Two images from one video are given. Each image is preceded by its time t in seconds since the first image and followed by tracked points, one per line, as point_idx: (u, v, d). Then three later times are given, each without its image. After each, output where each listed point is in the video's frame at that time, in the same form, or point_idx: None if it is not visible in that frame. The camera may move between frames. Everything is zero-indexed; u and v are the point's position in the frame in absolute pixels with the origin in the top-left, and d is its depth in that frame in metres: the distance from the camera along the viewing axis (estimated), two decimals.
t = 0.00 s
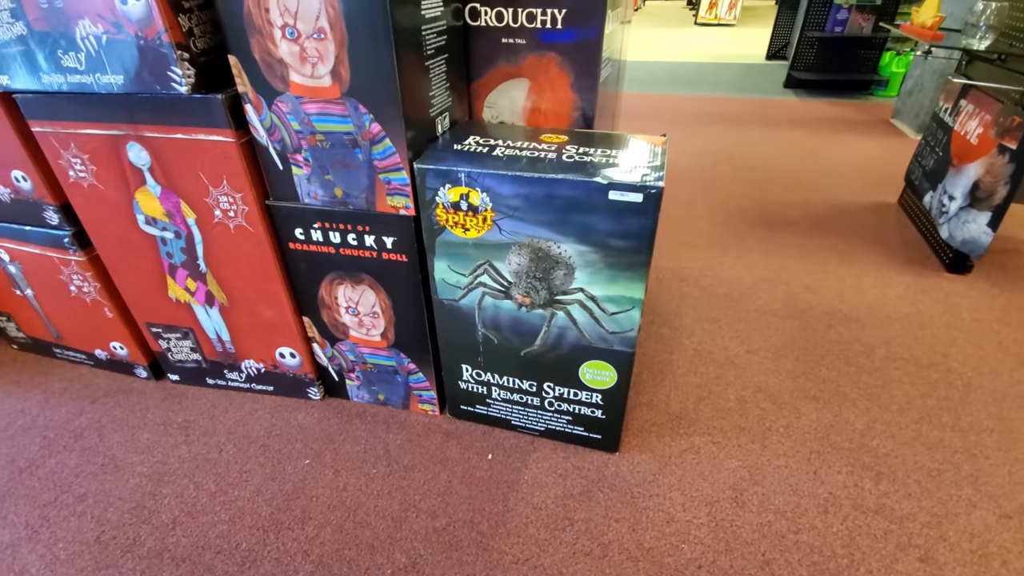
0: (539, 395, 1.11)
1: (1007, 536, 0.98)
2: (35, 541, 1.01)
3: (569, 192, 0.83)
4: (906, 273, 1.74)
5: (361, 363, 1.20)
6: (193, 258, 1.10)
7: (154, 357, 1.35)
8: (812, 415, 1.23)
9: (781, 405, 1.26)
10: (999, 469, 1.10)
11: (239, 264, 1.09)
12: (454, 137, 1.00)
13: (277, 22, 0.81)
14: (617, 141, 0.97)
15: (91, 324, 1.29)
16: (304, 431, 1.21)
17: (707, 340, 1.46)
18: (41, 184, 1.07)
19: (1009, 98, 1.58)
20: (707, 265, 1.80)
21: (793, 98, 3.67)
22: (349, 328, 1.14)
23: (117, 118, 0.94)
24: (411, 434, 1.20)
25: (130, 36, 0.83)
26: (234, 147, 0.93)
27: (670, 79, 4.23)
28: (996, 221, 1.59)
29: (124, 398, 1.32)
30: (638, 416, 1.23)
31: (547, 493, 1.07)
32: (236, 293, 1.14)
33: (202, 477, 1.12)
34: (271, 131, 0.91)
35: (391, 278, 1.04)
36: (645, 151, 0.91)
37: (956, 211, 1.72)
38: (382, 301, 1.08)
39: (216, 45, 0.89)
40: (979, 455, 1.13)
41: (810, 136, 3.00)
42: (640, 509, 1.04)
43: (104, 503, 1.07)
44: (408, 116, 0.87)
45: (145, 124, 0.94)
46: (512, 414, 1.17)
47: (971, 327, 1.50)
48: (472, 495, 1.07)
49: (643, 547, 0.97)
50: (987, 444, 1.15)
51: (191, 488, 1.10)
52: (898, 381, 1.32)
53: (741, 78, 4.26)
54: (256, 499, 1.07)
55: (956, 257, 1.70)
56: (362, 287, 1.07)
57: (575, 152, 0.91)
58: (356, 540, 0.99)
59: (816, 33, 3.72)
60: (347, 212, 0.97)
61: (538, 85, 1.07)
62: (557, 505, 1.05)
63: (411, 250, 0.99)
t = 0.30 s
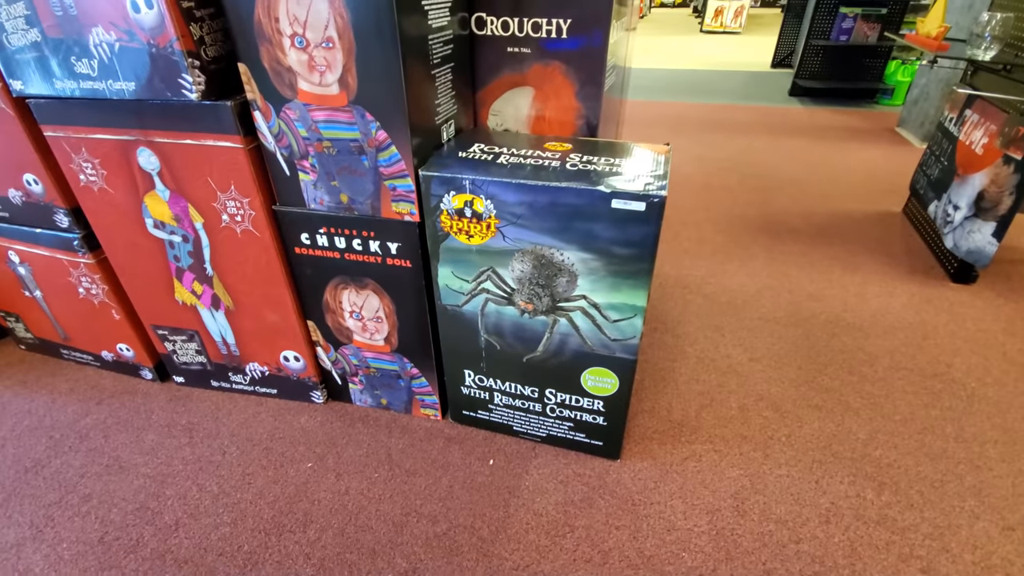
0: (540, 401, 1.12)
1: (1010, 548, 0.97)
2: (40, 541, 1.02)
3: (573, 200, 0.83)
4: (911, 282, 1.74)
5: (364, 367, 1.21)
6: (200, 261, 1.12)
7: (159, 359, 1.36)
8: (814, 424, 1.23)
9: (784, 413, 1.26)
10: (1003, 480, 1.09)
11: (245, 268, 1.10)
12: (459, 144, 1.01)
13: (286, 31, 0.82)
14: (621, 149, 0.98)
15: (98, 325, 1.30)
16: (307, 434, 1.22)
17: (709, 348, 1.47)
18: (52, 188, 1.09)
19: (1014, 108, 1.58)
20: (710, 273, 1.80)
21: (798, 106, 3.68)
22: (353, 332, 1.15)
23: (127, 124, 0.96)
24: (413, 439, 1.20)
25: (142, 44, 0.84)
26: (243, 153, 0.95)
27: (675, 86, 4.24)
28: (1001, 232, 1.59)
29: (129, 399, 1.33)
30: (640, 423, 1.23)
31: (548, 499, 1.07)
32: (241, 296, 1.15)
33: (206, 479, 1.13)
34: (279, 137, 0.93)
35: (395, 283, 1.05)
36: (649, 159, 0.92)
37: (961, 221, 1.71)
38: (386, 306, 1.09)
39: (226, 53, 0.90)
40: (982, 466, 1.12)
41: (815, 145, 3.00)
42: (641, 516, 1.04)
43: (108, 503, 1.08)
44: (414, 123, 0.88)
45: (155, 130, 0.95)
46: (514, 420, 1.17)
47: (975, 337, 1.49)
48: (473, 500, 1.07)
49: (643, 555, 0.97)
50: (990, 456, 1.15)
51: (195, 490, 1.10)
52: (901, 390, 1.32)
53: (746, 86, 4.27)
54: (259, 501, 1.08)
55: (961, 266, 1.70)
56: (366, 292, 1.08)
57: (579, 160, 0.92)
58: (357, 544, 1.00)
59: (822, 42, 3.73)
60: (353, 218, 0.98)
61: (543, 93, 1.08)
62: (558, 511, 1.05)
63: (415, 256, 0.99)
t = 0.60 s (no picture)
0: (542, 410, 1.11)
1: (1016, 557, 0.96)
2: (44, 551, 1.02)
3: (572, 210, 0.83)
4: (913, 287, 1.73)
5: (366, 376, 1.21)
6: (202, 272, 1.12)
7: (162, 368, 1.37)
8: (817, 431, 1.22)
9: (787, 421, 1.25)
10: (1008, 488, 1.09)
11: (247, 278, 1.11)
12: (459, 154, 1.02)
13: (287, 44, 0.83)
14: (620, 158, 0.98)
15: (102, 335, 1.31)
16: (309, 443, 1.22)
17: (711, 354, 1.46)
18: (56, 199, 1.10)
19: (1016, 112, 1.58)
20: (712, 279, 1.79)
21: (798, 110, 3.68)
22: (354, 342, 1.16)
23: (130, 136, 0.97)
24: (415, 447, 1.20)
25: (144, 58, 0.85)
26: (244, 164, 0.95)
27: (675, 91, 4.25)
28: (1004, 236, 1.58)
29: (132, 408, 1.33)
30: (642, 431, 1.23)
31: (550, 508, 1.07)
32: (243, 306, 1.16)
33: (208, 489, 1.13)
34: (280, 148, 0.93)
35: (396, 293, 1.05)
36: (649, 168, 0.92)
37: (964, 225, 1.71)
38: (387, 315, 1.09)
39: (227, 65, 0.91)
40: (987, 474, 1.12)
41: (816, 149, 2.99)
42: (643, 525, 1.03)
43: (111, 514, 1.08)
44: (414, 134, 0.88)
45: (157, 142, 0.96)
46: (515, 429, 1.17)
47: (979, 342, 1.49)
48: (474, 510, 1.07)
49: (645, 565, 0.97)
50: (995, 463, 1.14)
51: (197, 500, 1.11)
52: (904, 397, 1.31)
53: (747, 90, 4.27)
54: (261, 511, 1.08)
55: (964, 271, 1.69)
56: (367, 301, 1.08)
57: (579, 169, 0.92)
58: (359, 554, 1.00)
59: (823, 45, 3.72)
60: (353, 228, 0.99)
61: (542, 102, 1.09)
62: (560, 521, 1.04)
63: (416, 266, 1.00)
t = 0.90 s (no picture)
0: (544, 416, 1.10)
1: None
2: (42, 560, 1.01)
3: (574, 216, 0.83)
4: (918, 291, 1.72)
5: (366, 382, 1.20)
6: (202, 278, 1.12)
7: (162, 374, 1.36)
8: (822, 438, 1.21)
9: (791, 427, 1.24)
10: (1016, 495, 1.07)
11: (247, 284, 1.10)
12: (460, 159, 1.01)
13: (287, 50, 0.82)
14: (623, 163, 0.97)
15: (101, 341, 1.31)
16: (310, 450, 1.21)
17: (714, 359, 1.45)
18: (56, 205, 1.10)
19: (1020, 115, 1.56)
20: (714, 283, 1.79)
21: (800, 113, 3.67)
22: (355, 348, 1.15)
23: (130, 142, 0.96)
24: (416, 454, 1.19)
25: (145, 64, 0.85)
26: (244, 170, 0.94)
27: (677, 93, 4.24)
28: (1009, 240, 1.57)
29: (132, 414, 1.33)
30: (644, 437, 1.22)
31: (553, 517, 1.06)
32: (243, 312, 1.15)
33: (208, 497, 1.12)
34: (280, 154, 0.93)
35: (397, 299, 1.04)
36: (651, 174, 0.91)
37: (968, 229, 1.69)
38: (388, 321, 1.08)
39: (228, 71, 0.91)
40: (994, 481, 1.10)
41: (818, 151, 2.98)
42: (647, 534, 1.02)
43: (110, 522, 1.08)
44: (415, 140, 0.88)
45: (157, 147, 0.96)
46: (517, 435, 1.16)
47: (984, 347, 1.47)
48: (476, 518, 1.06)
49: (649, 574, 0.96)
50: (1003, 470, 1.13)
51: (197, 508, 1.10)
52: (909, 403, 1.30)
53: (748, 92, 4.27)
54: (260, 519, 1.07)
55: (969, 274, 1.68)
56: (368, 307, 1.08)
57: (581, 175, 0.92)
58: (359, 563, 0.99)
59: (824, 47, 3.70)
60: (354, 234, 0.98)
61: (543, 105, 1.08)
62: (563, 529, 1.03)
63: (417, 272, 0.99)
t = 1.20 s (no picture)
0: (543, 417, 1.10)
1: None
2: (37, 562, 1.00)
3: (575, 215, 0.82)
4: (919, 290, 1.71)
5: (365, 382, 1.19)
6: (198, 277, 1.10)
7: (158, 374, 1.35)
8: (823, 438, 1.20)
9: (793, 427, 1.23)
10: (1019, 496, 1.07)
11: (244, 283, 1.09)
12: (459, 157, 1.00)
13: (283, 46, 0.81)
14: (624, 162, 0.96)
15: (97, 341, 1.29)
16: (307, 450, 1.20)
17: (715, 359, 1.44)
18: (50, 204, 1.08)
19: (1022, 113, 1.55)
20: (714, 281, 1.78)
21: (800, 110, 3.65)
22: (353, 348, 1.14)
23: (124, 140, 0.95)
24: (415, 455, 1.18)
25: (139, 61, 0.84)
26: (240, 169, 0.93)
27: (676, 91, 4.22)
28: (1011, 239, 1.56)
29: (128, 414, 1.32)
30: (644, 438, 1.21)
31: (552, 518, 1.05)
32: (240, 312, 1.14)
33: (205, 498, 1.11)
34: (276, 152, 0.91)
35: (395, 299, 1.03)
36: (652, 172, 0.90)
37: (970, 227, 1.68)
38: (386, 321, 1.07)
39: (223, 68, 0.89)
40: (997, 482, 1.10)
41: (819, 149, 2.97)
42: (647, 535, 1.01)
43: (106, 523, 1.07)
44: (413, 137, 0.86)
45: (152, 145, 0.94)
46: (516, 436, 1.15)
47: (985, 347, 1.47)
48: (475, 519, 1.05)
49: None
50: (1005, 471, 1.12)
51: (193, 509, 1.09)
52: (911, 403, 1.29)
53: (748, 90, 4.25)
54: (258, 521, 1.06)
55: (970, 273, 1.67)
56: (366, 307, 1.07)
57: (581, 173, 0.90)
58: (358, 565, 0.98)
59: (824, 45, 3.65)
60: (352, 233, 0.97)
61: (543, 103, 1.07)
62: (562, 530, 1.03)
63: (415, 271, 0.98)
